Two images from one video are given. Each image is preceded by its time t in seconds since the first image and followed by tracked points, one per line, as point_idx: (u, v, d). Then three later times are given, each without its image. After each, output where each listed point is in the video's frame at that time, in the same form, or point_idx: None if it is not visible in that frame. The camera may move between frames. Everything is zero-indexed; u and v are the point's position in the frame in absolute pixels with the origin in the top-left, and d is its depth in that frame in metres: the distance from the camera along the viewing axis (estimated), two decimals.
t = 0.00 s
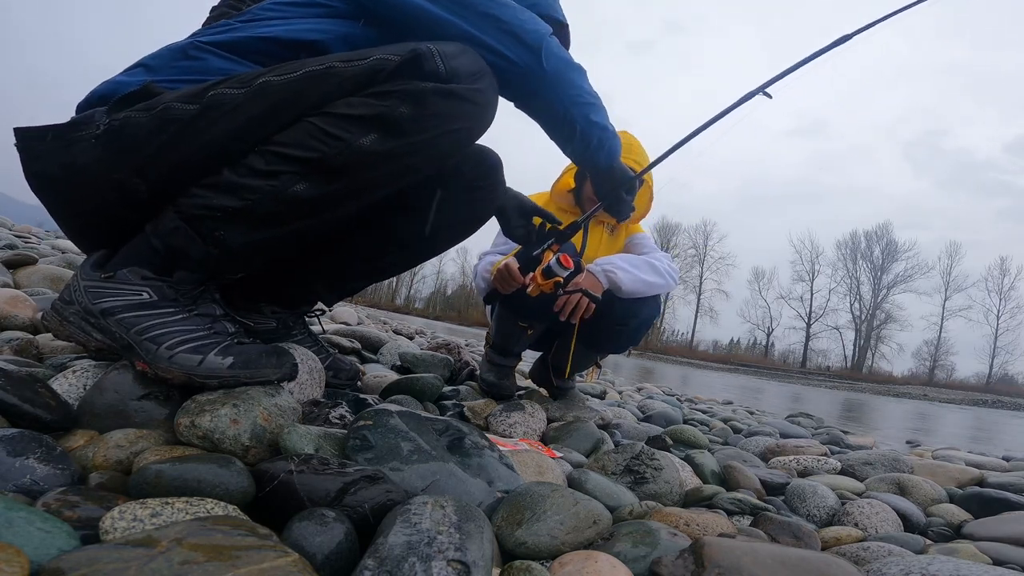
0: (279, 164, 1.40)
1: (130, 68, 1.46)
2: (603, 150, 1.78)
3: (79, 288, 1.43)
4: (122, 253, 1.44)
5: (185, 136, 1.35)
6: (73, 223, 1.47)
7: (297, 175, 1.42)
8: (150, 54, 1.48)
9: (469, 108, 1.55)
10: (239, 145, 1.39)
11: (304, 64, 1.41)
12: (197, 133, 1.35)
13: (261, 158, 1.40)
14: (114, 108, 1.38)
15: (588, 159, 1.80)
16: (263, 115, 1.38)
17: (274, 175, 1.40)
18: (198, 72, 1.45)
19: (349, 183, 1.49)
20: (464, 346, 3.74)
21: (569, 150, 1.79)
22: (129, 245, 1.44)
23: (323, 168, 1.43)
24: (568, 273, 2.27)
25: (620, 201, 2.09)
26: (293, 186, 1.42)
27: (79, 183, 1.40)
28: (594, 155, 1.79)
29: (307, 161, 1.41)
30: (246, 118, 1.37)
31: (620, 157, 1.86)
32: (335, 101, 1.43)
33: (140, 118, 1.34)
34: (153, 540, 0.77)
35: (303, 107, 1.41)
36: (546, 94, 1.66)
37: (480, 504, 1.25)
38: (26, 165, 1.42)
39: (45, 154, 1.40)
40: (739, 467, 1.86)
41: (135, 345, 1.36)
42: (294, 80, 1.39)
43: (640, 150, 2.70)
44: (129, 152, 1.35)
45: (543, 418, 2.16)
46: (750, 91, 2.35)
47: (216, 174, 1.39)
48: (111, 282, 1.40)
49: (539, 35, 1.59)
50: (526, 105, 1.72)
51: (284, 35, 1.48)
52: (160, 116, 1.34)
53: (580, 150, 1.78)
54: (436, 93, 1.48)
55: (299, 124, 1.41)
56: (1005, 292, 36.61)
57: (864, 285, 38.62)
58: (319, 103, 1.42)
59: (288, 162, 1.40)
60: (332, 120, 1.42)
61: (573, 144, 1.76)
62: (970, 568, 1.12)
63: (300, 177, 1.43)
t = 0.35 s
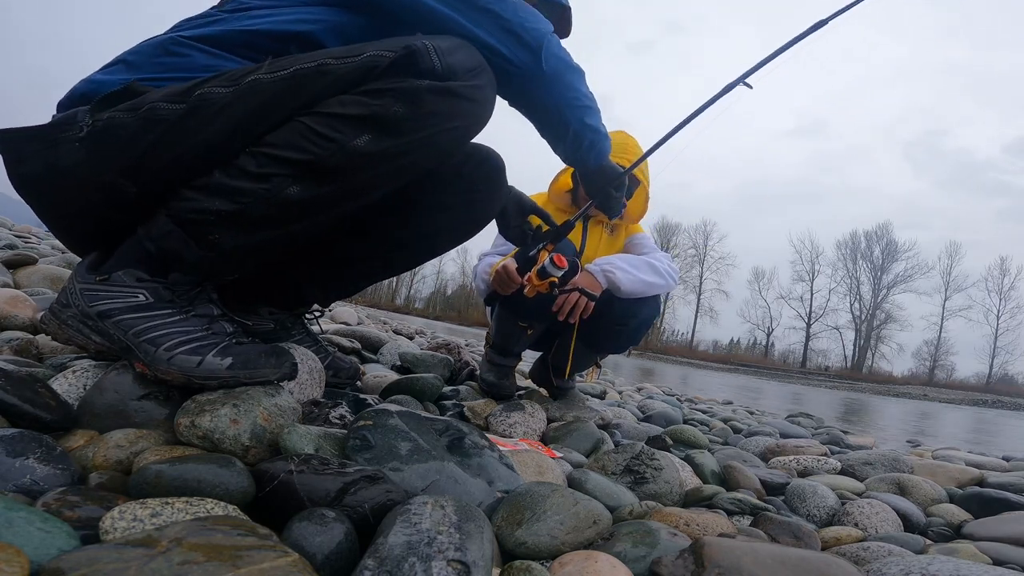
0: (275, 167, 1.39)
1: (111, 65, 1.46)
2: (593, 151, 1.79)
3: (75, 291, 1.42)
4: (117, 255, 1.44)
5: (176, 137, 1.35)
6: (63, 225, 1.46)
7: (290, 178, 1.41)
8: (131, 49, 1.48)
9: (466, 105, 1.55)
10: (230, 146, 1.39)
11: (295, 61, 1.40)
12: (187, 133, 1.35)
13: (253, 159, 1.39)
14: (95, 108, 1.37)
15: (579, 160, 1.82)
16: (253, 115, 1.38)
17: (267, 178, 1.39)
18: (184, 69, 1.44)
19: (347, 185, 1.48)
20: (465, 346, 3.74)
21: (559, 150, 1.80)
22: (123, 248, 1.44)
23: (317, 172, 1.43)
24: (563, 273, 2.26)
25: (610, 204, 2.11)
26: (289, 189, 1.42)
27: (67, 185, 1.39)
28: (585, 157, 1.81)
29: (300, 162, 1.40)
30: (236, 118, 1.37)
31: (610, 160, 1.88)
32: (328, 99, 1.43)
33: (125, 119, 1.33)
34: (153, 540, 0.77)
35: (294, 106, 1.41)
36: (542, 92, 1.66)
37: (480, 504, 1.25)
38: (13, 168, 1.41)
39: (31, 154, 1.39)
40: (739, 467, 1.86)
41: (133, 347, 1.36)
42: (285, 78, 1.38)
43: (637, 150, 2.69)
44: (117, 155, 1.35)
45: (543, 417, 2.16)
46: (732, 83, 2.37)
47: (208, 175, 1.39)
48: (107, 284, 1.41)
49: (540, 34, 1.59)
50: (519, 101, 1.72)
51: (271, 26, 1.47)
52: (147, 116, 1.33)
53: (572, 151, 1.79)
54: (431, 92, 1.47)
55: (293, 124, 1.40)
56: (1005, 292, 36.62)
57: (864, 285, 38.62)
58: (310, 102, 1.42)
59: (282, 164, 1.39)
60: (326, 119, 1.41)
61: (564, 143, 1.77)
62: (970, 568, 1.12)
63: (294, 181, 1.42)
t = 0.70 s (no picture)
0: (273, 169, 1.39)
1: (101, 63, 1.46)
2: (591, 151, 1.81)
3: (73, 293, 1.42)
4: (115, 256, 1.44)
5: (173, 138, 1.35)
6: (59, 226, 1.46)
7: (288, 180, 1.41)
8: (120, 48, 1.48)
9: (467, 104, 1.55)
10: (227, 147, 1.39)
11: (291, 61, 1.40)
12: (184, 134, 1.35)
13: (251, 162, 1.38)
14: (87, 109, 1.37)
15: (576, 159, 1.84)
16: (250, 115, 1.38)
17: (265, 180, 1.39)
18: (174, 69, 1.45)
19: (346, 187, 1.48)
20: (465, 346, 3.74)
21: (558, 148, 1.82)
22: (120, 249, 1.44)
23: (316, 173, 1.42)
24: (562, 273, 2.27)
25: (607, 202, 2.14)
26: (287, 191, 1.41)
27: (62, 186, 1.39)
28: (581, 157, 1.84)
29: (298, 164, 1.40)
30: (234, 118, 1.37)
31: (607, 159, 1.90)
32: (325, 100, 1.43)
33: (120, 120, 1.33)
34: (153, 540, 0.77)
35: (291, 107, 1.41)
36: (541, 94, 1.67)
37: (480, 504, 1.25)
38: (8, 169, 1.41)
39: (24, 155, 1.38)
40: (739, 467, 1.86)
41: (133, 347, 1.36)
42: (281, 78, 1.38)
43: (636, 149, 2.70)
44: (113, 156, 1.35)
45: (543, 417, 2.16)
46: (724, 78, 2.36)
47: (206, 176, 1.39)
48: (106, 285, 1.40)
49: (540, 35, 1.58)
50: (519, 100, 1.72)
51: (263, 24, 1.47)
52: (144, 117, 1.33)
53: (569, 150, 1.81)
54: (431, 92, 1.47)
55: (291, 126, 1.40)
56: (1004, 292, 36.62)
57: (864, 285, 38.63)
58: (308, 102, 1.42)
59: (280, 166, 1.39)
60: (324, 121, 1.41)
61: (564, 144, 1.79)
62: (970, 568, 1.12)
63: (293, 183, 1.41)
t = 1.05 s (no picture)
0: (273, 169, 1.39)
1: (102, 64, 1.45)
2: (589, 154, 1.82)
3: (73, 293, 1.41)
4: (114, 256, 1.44)
5: (173, 137, 1.35)
6: (59, 226, 1.46)
7: (289, 180, 1.41)
8: (121, 48, 1.47)
9: (466, 104, 1.55)
10: (228, 146, 1.40)
11: (291, 61, 1.41)
12: (184, 134, 1.35)
13: (251, 162, 1.38)
14: (89, 109, 1.37)
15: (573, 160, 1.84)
16: (251, 115, 1.38)
17: (265, 180, 1.39)
18: (176, 69, 1.45)
19: (346, 187, 1.48)
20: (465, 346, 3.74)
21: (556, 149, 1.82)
22: (120, 249, 1.43)
23: (316, 173, 1.42)
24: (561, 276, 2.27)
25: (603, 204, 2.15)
26: (287, 191, 1.41)
27: (62, 186, 1.39)
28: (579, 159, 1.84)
29: (298, 164, 1.40)
30: (234, 118, 1.37)
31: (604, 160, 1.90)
32: (325, 100, 1.43)
33: (121, 120, 1.33)
34: (153, 540, 0.77)
35: (291, 107, 1.41)
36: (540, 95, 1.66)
37: (481, 504, 1.25)
38: (7, 169, 1.41)
39: (24, 155, 1.38)
40: (739, 467, 1.86)
41: (133, 347, 1.35)
42: (281, 79, 1.39)
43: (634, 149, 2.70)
44: (113, 156, 1.35)
45: (543, 417, 2.16)
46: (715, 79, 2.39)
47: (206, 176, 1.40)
48: (107, 285, 1.40)
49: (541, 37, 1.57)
50: (518, 102, 1.72)
51: (265, 24, 1.47)
52: (144, 117, 1.33)
53: (567, 152, 1.81)
54: (430, 92, 1.47)
55: (291, 126, 1.40)
56: (1004, 292, 36.62)
57: (864, 285, 38.63)
58: (308, 102, 1.42)
59: (280, 166, 1.39)
60: (324, 121, 1.40)
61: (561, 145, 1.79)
62: (970, 568, 1.12)
63: (293, 183, 1.41)
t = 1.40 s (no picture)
0: (275, 168, 1.39)
1: (106, 64, 1.45)
2: (589, 157, 1.81)
3: (73, 292, 1.41)
4: (115, 256, 1.43)
5: (173, 137, 1.35)
6: (60, 225, 1.46)
7: (290, 181, 1.41)
8: (125, 49, 1.47)
9: (467, 105, 1.56)
10: (229, 146, 1.40)
11: (292, 61, 1.41)
12: (184, 133, 1.35)
13: (252, 161, 1.38)
14: (90, 109, 1.37)
15: (572, 163, 1.83)
16: (252, 114, 1.38)
17: (267, 180, 1.39)
18: (179, 69, 1.45)
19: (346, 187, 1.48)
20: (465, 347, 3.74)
21: (554, 152, 1.81)
22: (121, 248, 1.43)
23: (316, 173, 1.42)
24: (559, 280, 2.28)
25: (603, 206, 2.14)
26: (288, 191, 1.41)
27: (63, 185, 1.39)
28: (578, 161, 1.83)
29: (299, 164, 1.40)
30: (235, 118, 1.37)
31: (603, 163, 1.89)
32: (325, 100, 1.43)
33: (123, 120, 1.33)
34: (153, 540, 0.77)
35: (291, 106, 1.41)
36: (537, 96, 1.66)
37: (481, 504, 1.25)
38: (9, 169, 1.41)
39: (25, 155, 1.38)
40: (739, 467, 1.86)
41: (133, 347, 1.35)
42: (282, 78, 1.39)
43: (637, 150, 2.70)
44: (113, 156, 1.35)
45: (543, 417, 2.16)
46: (709, 81, 2.41)
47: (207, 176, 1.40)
48: (107, 285, 1.40)
49: (540, 37, 1.57)
50: (514, 103, 1.72)
51: (267, 24, 1.47)
52: (145, 117, 1.33)
53: (565, 154, 1.80)
54: (431, 92, 1.47)
55: (292, 125, 1.40)
56: (1004, 292, 36.63)
57: (865, 285, 38.62)
58: (309, 102, 1.42)
59: (281, 165, 1.39)
60: (324, 121, 1.40)
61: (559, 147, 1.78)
62: (970, 568, 1.12)
63: (294, 183, 1.41)
